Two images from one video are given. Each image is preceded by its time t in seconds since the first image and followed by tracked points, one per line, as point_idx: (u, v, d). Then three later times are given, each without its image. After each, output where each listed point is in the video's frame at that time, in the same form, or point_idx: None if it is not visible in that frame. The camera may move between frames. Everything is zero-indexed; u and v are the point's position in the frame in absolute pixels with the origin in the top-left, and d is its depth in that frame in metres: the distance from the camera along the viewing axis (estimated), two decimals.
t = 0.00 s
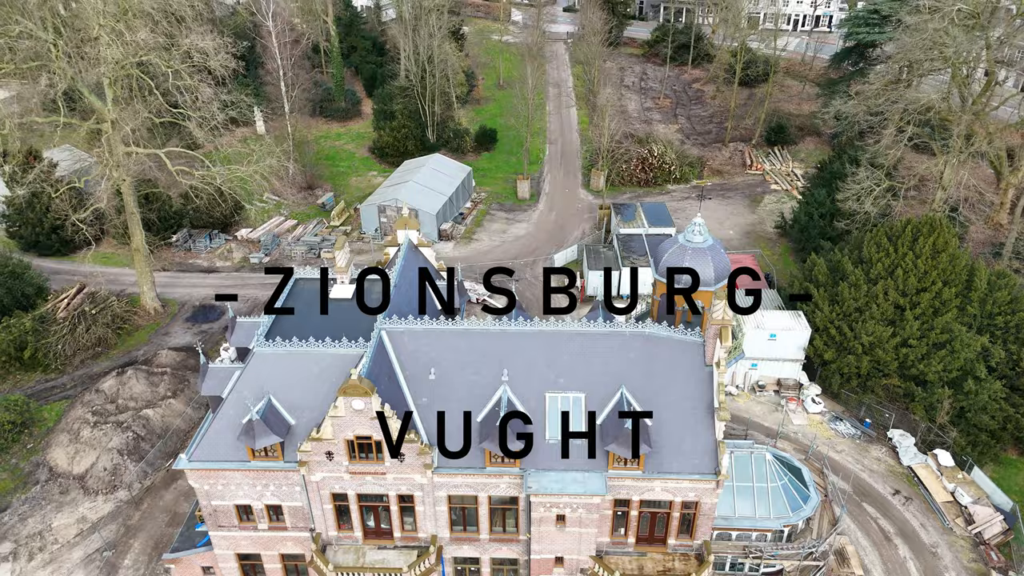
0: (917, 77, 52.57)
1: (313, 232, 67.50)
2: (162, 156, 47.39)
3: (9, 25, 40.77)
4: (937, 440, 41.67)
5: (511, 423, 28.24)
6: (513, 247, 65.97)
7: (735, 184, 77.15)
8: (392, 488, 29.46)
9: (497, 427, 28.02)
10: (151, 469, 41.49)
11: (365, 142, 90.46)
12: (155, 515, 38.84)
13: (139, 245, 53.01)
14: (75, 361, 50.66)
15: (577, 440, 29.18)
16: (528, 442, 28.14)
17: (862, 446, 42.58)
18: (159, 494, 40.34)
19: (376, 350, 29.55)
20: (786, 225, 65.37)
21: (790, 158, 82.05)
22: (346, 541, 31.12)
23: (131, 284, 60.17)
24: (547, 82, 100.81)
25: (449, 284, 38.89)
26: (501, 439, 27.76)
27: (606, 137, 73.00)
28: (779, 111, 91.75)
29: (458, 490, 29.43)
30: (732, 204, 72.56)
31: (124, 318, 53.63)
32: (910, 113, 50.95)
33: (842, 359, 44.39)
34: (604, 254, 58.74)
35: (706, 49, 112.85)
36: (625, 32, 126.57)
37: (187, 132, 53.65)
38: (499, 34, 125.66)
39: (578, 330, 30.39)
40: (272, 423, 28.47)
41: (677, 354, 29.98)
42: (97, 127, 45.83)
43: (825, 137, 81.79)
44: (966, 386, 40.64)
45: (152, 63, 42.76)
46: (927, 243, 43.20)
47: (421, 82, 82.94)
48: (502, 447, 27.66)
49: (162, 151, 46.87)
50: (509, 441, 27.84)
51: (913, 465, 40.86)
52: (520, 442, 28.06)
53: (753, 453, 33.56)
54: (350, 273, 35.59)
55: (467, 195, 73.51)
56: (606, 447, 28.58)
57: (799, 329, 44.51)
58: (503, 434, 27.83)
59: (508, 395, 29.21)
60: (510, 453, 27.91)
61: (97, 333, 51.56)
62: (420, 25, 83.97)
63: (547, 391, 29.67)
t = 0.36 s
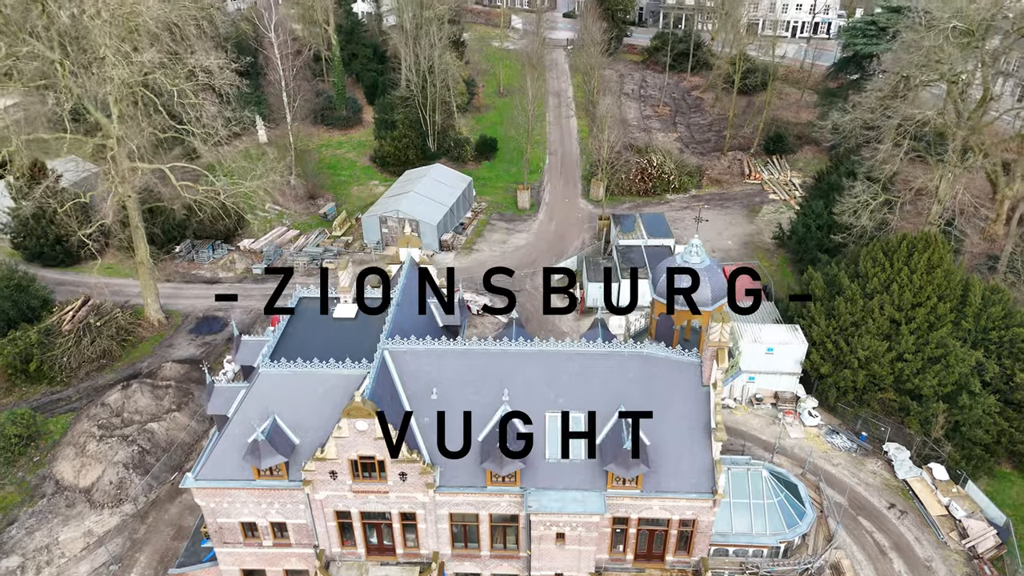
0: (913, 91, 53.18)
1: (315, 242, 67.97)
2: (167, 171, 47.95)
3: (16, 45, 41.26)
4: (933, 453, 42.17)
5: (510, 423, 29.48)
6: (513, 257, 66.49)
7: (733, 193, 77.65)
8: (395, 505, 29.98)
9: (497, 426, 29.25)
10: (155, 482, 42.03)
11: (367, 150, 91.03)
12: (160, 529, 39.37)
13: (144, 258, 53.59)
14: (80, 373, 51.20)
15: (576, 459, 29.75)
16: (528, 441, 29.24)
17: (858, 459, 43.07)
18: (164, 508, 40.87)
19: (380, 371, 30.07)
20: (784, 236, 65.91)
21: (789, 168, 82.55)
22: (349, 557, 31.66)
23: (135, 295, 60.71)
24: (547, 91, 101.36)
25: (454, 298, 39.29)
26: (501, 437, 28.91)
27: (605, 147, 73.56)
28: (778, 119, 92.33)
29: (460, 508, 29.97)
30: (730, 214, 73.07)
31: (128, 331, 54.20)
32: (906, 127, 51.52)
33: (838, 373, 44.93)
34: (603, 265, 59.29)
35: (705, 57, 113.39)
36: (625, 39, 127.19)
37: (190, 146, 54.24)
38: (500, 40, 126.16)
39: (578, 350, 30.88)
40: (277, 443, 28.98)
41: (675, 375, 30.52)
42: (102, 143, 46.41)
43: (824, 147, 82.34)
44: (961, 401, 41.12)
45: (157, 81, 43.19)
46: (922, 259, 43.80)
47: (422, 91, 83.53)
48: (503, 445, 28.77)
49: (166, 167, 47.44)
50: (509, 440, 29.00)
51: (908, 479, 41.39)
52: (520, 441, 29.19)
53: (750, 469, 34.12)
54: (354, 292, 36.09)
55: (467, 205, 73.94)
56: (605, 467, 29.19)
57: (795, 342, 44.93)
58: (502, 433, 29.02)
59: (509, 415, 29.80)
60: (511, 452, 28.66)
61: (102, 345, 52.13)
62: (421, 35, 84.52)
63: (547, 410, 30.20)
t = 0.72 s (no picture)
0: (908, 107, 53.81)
1: (317, 252, 68.45)
2: (171, 186, 48.52)
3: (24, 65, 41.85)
4: (927, 466, 42.71)
5: (511, 423, 30.58)
6: (513, 267, 67.07)
7: (732, 203, 78.19)
8: (397, 523, 30.53)
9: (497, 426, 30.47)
10: (160, 495, 42.59)
11: (368, 158, 91.56)
12: (164, 542, 39.91)
13: (148, 271, 54.15)
14: (86, 385, 51.74)
15: (575, 477, 30.30)
16: (528, 441, 30.35)
17: (854, 472, 43.61)
18: (169, 521, 41.41)
19: (382, 392, 30.57)
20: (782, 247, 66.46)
21: (787, 177, 83.07)
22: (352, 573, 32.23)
23: (138, 306, 61.26)
24: (547, 99, 101.94)
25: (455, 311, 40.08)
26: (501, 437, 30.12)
27: (605, 157, 74.15)
28: (776, 128, 92.90)
29: (461, 525, 30.55)
30: (729, 223, 73.62)
31: (132, 343, 54.73)
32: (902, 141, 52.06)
33: (834, 387, 45.52)
34: (602, 276, 59.84)
35: (705, 64, 113.92)
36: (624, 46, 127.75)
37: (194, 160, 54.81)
38: (500, 47, 126.65)
39: (576, 369, 31.37)
40: (281, 462, 29.55)
41: (672, 395, 31.02)
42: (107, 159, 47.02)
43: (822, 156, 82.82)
44: (955, 415, 41.65)
45: (162, 99, 43.68)
46: (917, 274, 44.40)
47: (423, 101, 84.13)
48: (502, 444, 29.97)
49: (171, 182, 47.98)
50: (509, 440, 30.15)
51: (903, 491, 41.91)
52: (521, 441, 30.32)
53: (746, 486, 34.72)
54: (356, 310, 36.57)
55: (467, 214, 74.45)
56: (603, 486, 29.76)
57: (792, 356, 45.53)
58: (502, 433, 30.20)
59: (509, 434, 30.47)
60: (511, 451, 29.91)
61: (107, 356, 52.69)
62: (422, 44, 85.08)
63: (547, 429, 30.72)
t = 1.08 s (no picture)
0: (904, 120, 54.31)
1: (319, 261, 68.85)
2: (175, 200, 49.05)
3: (30, 84, 42.51)
4: (922, 478, 43.22)
5: (511, 423, 31.53)
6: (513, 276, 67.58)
7: (730, 211, 78.72)
8: (399, 539, 31.02)
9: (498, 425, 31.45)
10: (164, 507, 43.06)
11: (369, 166, 92.01)
12: (168, 554, 40.38)
13: (151, 282, 54.61)
14: (90, 395, 52.16)
15: (574, 494, 30.77)
16: (527, 441, 31.11)
17: (850, 484, 44.09)
18: (172, 533, 41.89)
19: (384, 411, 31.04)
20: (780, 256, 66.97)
21: (785, 185, 83.59)
22: None
23: (141, 316, 61.69)
24: (546, 107, 102.49)
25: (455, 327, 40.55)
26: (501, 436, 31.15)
27: (604, 166, 74.70)
28: (775, 135, 93.42)
29: (461, 541, 31.07)
30: (727, 232, 74.15)
31: (135, 353, 55.18)
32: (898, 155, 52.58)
33: (831, 400, 46.00)
34: (601, 286, 60.31)
35: (704, 71, 114.37)
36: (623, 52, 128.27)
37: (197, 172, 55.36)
38: (500, 53, 127.01)
39: (575, 388, 31.85)
40: (284, 480, 30.02)
41: (670, 413, 31.51)
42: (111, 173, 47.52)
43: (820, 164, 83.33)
44: (950, 428, 42.16)
45: (166, 115, 44.20)
46: (912, 288, 44.99)
47: (423, 110, 84.65)
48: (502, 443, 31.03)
49: (175, 196, 48.51)
50: (508, 440, 31.08)
51: (899, 503, 42.34)
52: (519, 442, 31.13)
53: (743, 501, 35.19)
54: (358, 327, 36.96)
55: (467, 223, 74.92)
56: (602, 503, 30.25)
57: (789, 368, 45.97)
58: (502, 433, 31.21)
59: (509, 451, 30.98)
60: (511, 450, 30.92)
61: (111, 368, 53.14)
62: (423, 54, 85.54)
63: (546, 446, 31.23)
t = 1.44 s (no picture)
0: (900, 134, 54.84)
1: (320, 271, 69.38)
2: (179, 215, 49.69)
3: (37, 103, 43.13)
4: (917, 491, 43.79)
5: (511, 422, 32.17)
6: (513, 286, 68.16)
7: (728, 221, 79.27)
8: (401, 555, 31.59)
9: (498, 429, 32.03)
10: (169, 520, 43.59)
11: (370, 174, 92.57)
12: (173, 567, 40.89)
13: (155, 294, 55.18)
14: (94, 407, 52.68)
15: (573, 512, 31.29)
16: (527, 441, 31.90)
17: (846, 496, 44.63)
18: (176, 546, 42.38)
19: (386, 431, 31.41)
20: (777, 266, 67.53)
21: (783, 194, 84.13)
22: None
23: (144, 326, 62.21)
24: (546, 115, 103.21)
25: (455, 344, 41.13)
26: (501, 439, 31.89)
27: (603, 177, 75.32)
28: (773, 143, 93.99)
29: (462, 558, 31.68)
30: (726, 242, 74.73)
31: (138, 365, 55.74)
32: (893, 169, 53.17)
33: (827, 413, 46.40)
34: (600, 297, 60.87)
35: (703, 78, 114.94)
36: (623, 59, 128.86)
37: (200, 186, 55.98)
38: (500, 59, 127.53)
39: (574, 407, 32.11)
40: (288, 498, 30.57)
41: (668, 431, 31.87)
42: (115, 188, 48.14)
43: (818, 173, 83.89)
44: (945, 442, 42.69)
45: (170, 133, 44.84)
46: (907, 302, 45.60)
47: (424, 120, 85.27)
48: (502, 449, 31.79)
49: (178, 211, 49.13)
50: (509, 440, 31.91)
51: (894, 516, 42.90)
52: (520, 442, 31.94)
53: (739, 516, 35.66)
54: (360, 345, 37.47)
55: (467, 232, 75.43)
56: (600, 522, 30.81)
57: (786, 382, 46.49)
58: (502, 433, 31.95)
59: (509, 469, 31.50)
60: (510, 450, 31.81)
61: (115, 380, 53.65)
62: (423, 63, 86.06)
63: (546, 464, 31.71)
